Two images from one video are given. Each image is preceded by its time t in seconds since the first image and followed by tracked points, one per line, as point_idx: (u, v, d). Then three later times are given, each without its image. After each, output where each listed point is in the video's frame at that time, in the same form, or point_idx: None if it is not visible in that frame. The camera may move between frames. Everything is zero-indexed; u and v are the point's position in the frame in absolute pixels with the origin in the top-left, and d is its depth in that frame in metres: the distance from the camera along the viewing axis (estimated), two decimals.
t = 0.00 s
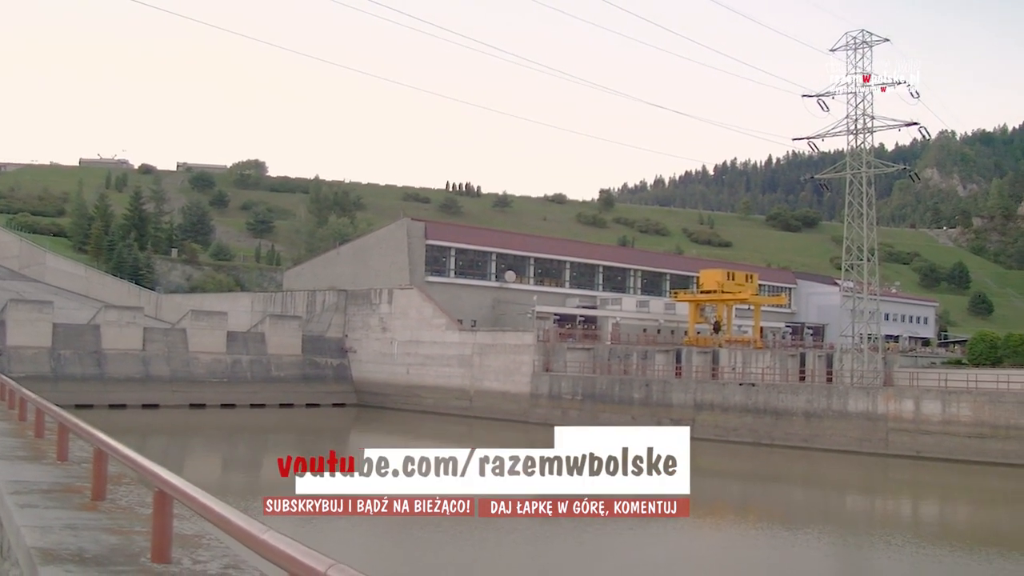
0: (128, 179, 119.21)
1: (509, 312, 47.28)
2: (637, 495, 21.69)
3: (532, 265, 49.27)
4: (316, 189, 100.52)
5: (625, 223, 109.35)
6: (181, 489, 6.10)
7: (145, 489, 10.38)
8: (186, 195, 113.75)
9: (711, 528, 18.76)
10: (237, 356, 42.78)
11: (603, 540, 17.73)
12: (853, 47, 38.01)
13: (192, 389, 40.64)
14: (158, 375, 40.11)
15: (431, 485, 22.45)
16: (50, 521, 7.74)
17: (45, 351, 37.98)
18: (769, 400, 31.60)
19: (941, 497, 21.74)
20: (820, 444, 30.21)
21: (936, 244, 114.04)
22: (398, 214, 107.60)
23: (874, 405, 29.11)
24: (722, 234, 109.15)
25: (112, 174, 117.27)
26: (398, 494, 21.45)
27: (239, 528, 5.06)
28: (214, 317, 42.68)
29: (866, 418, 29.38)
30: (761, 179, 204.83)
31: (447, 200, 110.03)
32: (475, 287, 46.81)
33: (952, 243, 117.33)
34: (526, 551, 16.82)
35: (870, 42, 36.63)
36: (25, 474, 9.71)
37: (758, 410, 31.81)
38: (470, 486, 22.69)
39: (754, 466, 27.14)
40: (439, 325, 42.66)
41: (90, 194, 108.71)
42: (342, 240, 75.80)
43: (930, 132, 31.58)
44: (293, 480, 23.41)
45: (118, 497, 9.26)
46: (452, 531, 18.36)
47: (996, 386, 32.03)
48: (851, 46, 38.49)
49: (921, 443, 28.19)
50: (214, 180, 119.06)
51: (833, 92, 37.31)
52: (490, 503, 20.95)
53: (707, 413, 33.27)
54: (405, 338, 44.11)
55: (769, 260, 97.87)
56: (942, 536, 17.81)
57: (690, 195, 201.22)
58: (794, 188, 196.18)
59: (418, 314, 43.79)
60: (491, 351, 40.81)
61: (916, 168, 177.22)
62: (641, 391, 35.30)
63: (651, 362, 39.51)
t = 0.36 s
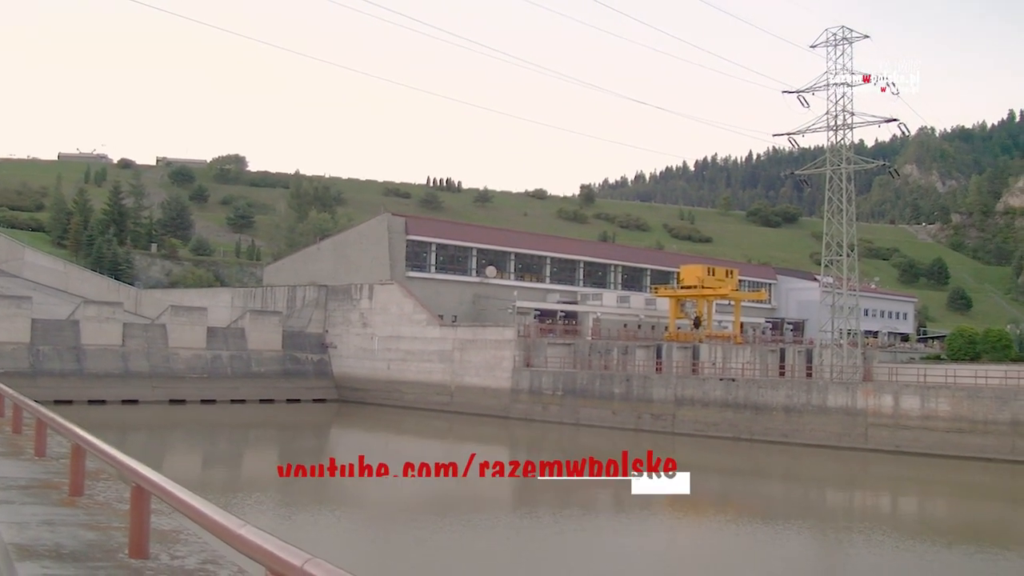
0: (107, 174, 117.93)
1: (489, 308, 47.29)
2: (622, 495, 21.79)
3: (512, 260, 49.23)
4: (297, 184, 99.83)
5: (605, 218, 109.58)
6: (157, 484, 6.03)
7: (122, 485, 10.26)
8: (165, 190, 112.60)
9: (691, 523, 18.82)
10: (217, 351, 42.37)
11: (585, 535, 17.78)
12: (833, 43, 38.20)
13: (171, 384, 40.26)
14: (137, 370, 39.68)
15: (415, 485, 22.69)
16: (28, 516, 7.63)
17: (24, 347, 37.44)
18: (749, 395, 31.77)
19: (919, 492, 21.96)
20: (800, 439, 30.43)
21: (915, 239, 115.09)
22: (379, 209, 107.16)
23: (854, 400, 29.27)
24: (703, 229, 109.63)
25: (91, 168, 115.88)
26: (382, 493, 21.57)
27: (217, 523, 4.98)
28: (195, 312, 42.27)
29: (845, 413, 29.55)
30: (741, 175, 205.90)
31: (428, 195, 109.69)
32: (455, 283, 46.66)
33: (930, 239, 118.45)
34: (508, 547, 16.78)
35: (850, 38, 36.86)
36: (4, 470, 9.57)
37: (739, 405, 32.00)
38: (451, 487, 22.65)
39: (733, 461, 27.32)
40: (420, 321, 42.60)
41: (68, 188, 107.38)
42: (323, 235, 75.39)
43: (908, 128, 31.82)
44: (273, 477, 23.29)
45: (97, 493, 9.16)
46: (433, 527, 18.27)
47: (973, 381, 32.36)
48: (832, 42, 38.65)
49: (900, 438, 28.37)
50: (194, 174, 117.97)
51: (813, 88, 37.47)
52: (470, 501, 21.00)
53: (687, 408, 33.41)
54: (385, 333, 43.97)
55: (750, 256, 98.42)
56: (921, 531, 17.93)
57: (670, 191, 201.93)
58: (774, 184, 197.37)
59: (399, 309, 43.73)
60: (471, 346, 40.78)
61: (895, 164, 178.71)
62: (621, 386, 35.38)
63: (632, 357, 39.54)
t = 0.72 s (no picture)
0: (85, 169, 116.65)
1: (469, 304, 47.19)
2: (602, 491, 21.83)
3: (492, 256, 49.13)
4: (277, 180, 99.17)
5: (585, 214, 109.80)
6: (133, 480, 6.01)
7: (100, 481, 10.14)
8: (144, 185, 111.55)
9: (670, 518, 18.93)
10: (196, 347, 42.02)
11: (566, 530, 17.81)
12: (813, 40, 38.03)
13: (150, 380, 39.90)
14: (116, 366, 39.29)
15: (395, 481, 22.70)
16: (5, 512, 7.54)
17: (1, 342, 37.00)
18: (728, 391, 31.95)
19: (897, 487, 22.16)
20: (778, 434, 30.65)
21: (894, 236, 116.24)
22: (360, 205, 106.72)
23: (832, 396, 29.50)
24: (683, 226, 110.10)
25: (68, 163, 114.54)
26: (363, 489, 21.57)
27: (192, 519, 4.95)
28: (174, 308, 41.94)
29: (824, 408, 29.77)
30: (720, 172, 207.04)
31: (408, 191, 109.32)
32: (435, 279, 46.53)
33: (909, 235, 119.58)
34: (488, 542, 16.79)
35: (830, 36, 36.97)
36: None
37: (718, 401, 32.18)
38: (431, 483, 22.58)
39: (713, 457, 27.47)
40: (399, 316, 42.50)
41: (44, 183, 106.10)
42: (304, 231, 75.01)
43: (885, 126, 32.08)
44: (253, 473, 23.16)
45: (74, 490, 9.06)
46: (414, 523, 18.24)
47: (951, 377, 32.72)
48: (811, 39, 38.49)
49: (878, 433, 28.60)
50: (173, 170, 116.93)
51: (792, 85, 37.65)
52: (450, 497, 20.95)
53: (667, 404, 33.57)
54: (365, 329, 43.83)
55: (730, 252, 98.97)
56: (898, 527, 18.09)
57: (650, 187, 202.68)
58: (754, 181, 198.61)
59: (379, 305, 43.59)
60: (451, 342, 40.73)
61: (874, 161, 180.06)
62: (602, 382, 35.48)
63: (612, 353, 39.57)
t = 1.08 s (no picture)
0: (62, 164, 115.23)
1: (449, 300, 47.05)
2: (581, 488, 21.85)
3: (472, 252, 48.98)
4: (256, 175, 98.37)
5: (565, 210, 109.94)
6: (108, 475, 5.94)
7: (77, 478, 10.07)
8: (121, 180, 110.27)
9: (650, 514, 19.00)
10: (174, 343, 41.64)
11: (547, 526, 17.84)
12: (792, 38, 38.21)
13: (128, 376, 39.45)
14: (94, 362, 38.80)
15: (375, 477, 22.65)
16: None
17: None
18: (707, 387, 32.12)
19: (875, 483, 22.39)
20: (757, 430, 30.83)
21: (873, 233, 117.36)
22: (339, 201, 106.06)
23: (810, 392, 29.68)
24: (662, 222, 110.47)
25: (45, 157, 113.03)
26: (343, 485, 21.49)
27: (166, 514, 4.89)
28: (152, 304, 41.53)
29: (803, 404, 29.95)
30: (699, 169, 208.00)
31: (387, 186, 108.88)
32: (415, 275, 46.33)
33: (887, 233, 120.65)
34: (468, 538, 16.75)
35: (809, 33, 37.09)
36: None
37: (696, 397, 32.34)
38: (411, 480, 22.51)
39: (692, 453, 27.59)
40: (378, 313, 42.37)
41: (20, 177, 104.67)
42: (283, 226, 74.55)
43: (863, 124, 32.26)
44: (232, 469, 22.97)
45: (50, 485, 8.92)
46: (393, 519, 18.17)
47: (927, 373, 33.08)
48: (791, 37, 38.65)
49: (856, 429, 28.81)
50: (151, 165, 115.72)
51: (771, 83, 37.75)
52: (429, 494, 20.89)
53: (646, 400, 33.72)
54: (344, 325, 43.67)
55: (709, 249, 99.46)
56: (876, 522, 18.24)
57: (629, 183, 203.29)
58: (732, 178, 199.75)
59: (358, 301, 43.40)
60: (430, 338, 40.68)
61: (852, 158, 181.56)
62: (581, 378, 35.55)
63: (591, 349, 39.67)
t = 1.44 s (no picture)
0: (38, 157, 113.58)
1: (427, 296, 46.88)
2: (558, 484, 21.89)
3: (451, 247, 48.78)
4: (235, 170, 97.49)
5: (544, 206, 109.99)
6: (81, 468, 5.89)
7: (52, 475, 9.96)
8: (99, 174, 108.88)
9: (628, 510, 19.08)
10: (152, 339, 41.16)
11: (526, 521, 17.86)
12: (771, 36, 38.31)
13: (106, 372, 38.97)
14: (71, 358, 38.26)
15: (353, 474, 22.56)
16: None
17: None
18: (685, 382, 32.26)
19: (852, 479, 22.57)
20: (735, 425, 30.99)
21: (852, 230, 118.44)
22: (319, 196, 105.32)
23: (788, 387, 29.86)
24: (641, 219, 110.77)
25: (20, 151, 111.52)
26: (320, 481, 21.39)
27: (140, 510, 4.83)
28: (130, 299, 41.02)
29: (780, 400, 30.13)
30: (678, 166, 208.82)
31: (367, 182, 108.35)
32: (393, 270, 46.13)
33: (866, 230, 121.68)
34: (447, 534, 16.73)
35: (788, 31, 37.19)
36: None
37: (675, 393, 32.47)
38: (389, 476, 22.46)
39: (670, 449, 27.68)
40: (357, 309, 42.22)
41: None
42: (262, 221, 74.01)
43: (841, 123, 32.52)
44: (211, 465, 22.79)
45: (25, 483, 8.88)
46: (372, 515, 18.11)
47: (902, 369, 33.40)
48: (769, 34, 38.73)
49: (832, 425, 28.99)
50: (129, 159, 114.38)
51: (750, 80, 37.88)
52: (408, 489, 20.84)
53: (624, 395, 33.86)
54: (323, 321, 43.46)
55: (689, 245, 99.89)
56: (853, 518, 18.39)
57: (608, 179, 203.72)
58: (711, 174, 200.75)
59: (337, 297, 43.16)
60: (409, 334, 40.58)
61: (832, 155, 182.87)
62: (559, 374, 35.59)
63: (570, 345, 39.75)
